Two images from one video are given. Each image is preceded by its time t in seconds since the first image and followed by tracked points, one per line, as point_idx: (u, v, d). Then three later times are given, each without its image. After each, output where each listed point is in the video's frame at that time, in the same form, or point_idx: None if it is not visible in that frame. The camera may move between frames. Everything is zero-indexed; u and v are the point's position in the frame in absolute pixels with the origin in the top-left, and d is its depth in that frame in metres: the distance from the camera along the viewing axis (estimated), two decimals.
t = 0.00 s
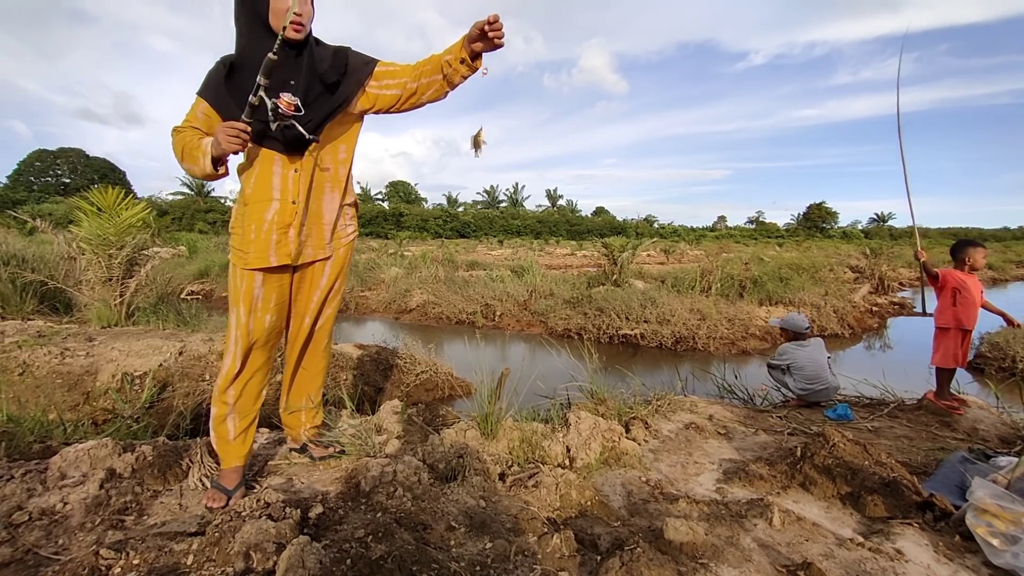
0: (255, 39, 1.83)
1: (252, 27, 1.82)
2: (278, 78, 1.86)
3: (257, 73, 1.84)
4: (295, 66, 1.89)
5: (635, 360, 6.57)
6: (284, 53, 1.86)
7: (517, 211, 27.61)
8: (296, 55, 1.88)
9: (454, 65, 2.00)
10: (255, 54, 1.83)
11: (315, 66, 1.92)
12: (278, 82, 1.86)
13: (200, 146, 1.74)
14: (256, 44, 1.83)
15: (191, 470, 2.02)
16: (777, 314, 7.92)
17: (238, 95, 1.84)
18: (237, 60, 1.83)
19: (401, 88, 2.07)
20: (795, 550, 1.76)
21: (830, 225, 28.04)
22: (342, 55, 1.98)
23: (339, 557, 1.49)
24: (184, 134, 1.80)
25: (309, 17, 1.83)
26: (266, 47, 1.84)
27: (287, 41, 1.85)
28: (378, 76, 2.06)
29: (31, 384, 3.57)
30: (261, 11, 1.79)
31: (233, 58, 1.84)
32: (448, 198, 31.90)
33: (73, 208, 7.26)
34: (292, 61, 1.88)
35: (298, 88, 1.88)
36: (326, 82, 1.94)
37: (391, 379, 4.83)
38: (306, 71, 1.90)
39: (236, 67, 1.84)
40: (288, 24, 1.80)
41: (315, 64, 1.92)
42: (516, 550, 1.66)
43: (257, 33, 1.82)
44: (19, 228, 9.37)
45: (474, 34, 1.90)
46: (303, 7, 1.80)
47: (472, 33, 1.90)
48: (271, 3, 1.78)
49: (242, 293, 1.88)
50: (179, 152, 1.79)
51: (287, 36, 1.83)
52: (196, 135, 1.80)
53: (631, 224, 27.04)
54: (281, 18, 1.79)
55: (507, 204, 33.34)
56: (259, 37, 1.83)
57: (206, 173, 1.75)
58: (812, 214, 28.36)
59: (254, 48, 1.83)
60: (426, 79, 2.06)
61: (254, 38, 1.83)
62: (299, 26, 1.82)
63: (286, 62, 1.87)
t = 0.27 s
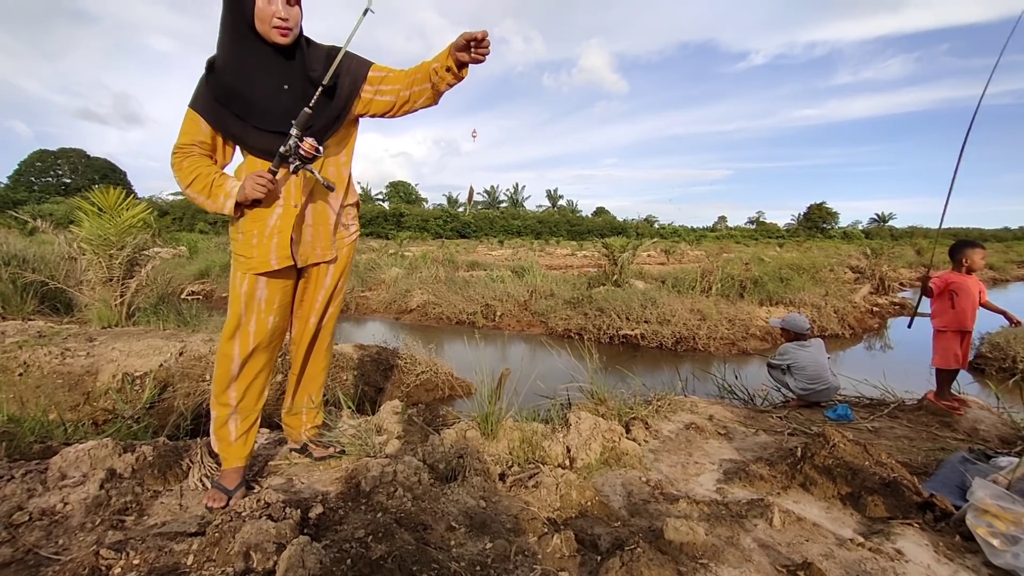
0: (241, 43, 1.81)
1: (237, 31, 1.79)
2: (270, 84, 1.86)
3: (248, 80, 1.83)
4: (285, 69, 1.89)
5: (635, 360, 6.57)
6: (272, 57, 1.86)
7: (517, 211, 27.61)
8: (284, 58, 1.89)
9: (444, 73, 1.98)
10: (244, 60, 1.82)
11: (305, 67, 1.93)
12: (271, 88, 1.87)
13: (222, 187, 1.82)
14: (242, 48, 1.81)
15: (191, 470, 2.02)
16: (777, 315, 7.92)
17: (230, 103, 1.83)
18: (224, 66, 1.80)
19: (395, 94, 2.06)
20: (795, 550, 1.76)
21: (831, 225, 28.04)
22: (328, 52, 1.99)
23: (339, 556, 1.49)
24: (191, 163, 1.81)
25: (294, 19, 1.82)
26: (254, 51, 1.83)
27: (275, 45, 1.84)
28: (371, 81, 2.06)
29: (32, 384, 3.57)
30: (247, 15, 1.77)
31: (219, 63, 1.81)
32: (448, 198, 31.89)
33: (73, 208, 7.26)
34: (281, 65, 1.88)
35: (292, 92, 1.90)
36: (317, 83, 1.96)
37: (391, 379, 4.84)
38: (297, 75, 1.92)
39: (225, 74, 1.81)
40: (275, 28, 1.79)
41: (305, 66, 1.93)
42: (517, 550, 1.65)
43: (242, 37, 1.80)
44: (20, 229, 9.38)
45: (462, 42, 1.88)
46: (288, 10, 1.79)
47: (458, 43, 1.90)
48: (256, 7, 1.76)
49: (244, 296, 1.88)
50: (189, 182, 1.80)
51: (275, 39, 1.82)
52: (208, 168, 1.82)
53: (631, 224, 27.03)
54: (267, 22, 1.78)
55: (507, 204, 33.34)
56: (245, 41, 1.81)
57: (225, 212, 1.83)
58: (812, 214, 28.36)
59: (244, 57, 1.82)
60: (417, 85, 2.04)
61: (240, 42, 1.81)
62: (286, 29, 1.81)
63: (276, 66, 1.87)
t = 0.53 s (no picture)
0: (233, 44, 1.81)
1: (229, 31, 1.80)
2: (264, 84, 1.85)
3: (241, 80, 1.82)
4: (278, 70, 1.89)
5: (635, 360, 6.57)
6: (265, 57, 1.86)
7: (517, 211, 27.59)
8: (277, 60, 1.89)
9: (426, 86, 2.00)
10: (236, 60, 1.81)
11: (297, 69, 1.94)
12: (263, 88, 1.86)
13: (235, 199, 1.81)
14: (234, 49, 1.81)
15: (192, 470, 2.02)
16: (777, 315, 7.91)
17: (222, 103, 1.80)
18: (215, 65, 1.79)
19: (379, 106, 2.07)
20: (796, 550, 1.76)
21: (831, 225, 28.04)
22: (320, 52, 2.00)
23: (339, 556, 1.49)
24: (201, 176, 1.81)
25: (288, 20, 1.83)
26: (246, 51, 1.83)
27: (268, 46, 1.85)
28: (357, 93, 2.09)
29: (32, 384, 3.57)
30: (240, 16, 1.78)
31: (211, 64, 1.80)
32: (448, 198, 31.87)
33: (73, 208, 7.26)
34: (274, 66, 1.88)
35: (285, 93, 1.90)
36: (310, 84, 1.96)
37: (391, 379, 4.84)
38: (290, 76, 1.92)
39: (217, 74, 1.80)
40: (270, 29, 1.80)
41: (298, 68, 1.94)
42: (517, 550, 1.65)
43: (235, 38, 1.81)
44: (20, 228, 9.38)
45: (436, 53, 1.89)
46: (281, 11, 1.80)
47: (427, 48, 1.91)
48: (249, 8, 1.78)
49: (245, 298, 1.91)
50: (201, 195, 1.81)
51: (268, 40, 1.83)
52: (218, 179, 1.82)
53: (631, 224, 27.02)
54: (261, 24, 1.79)
55: (507, 204, 33.32)
56: (237, 42, 1.81)
57: (239, 225, 1.81)
58: (812, 214, 28.36)
59: (236, 58, 1.82)
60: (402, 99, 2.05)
61: (233, 43, 1.81)
62: (280, 30, 1.82)
63: (268, 66, 1.87)
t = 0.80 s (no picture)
0: (231, 39, 1.79)
1: (226, 26, 1.79)
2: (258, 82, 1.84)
3: (235, 73, 1.79)
4: (273, 68, 1.88)
5: (635, 360, 6.57)
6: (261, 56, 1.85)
7: (517, 211, 27.59)
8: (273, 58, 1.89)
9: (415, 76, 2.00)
10: (231, 55, 1.79)
11: (293, 68, 1.93)
12: (257, 85, 1.84)
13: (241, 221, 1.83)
14: (231, 44, 1.79)
15: (192, 470, 2.02)
16: (777, 315, 7.91)
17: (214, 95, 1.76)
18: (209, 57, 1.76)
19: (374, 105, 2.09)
20: (796, 550, 1.76)
21: (831, 225, 28.04)
22: (320, 54, 2.01)
23: (339, 556, 1.49)
24: (208, 187, 1.82)
25: (288, 18, 1.83)
26: (243, 48, 1.82)
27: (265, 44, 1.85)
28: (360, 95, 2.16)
29: (32, 384, 3.57)
30: (240, 12, 1.78)
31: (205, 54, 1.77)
32: (448, 198, 31.87)
33: (74, 208, 7.26)
34: (270, 64, 1.87)
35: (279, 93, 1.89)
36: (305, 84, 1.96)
37: (391, 379, 4.84)
38: (285, 75, 1.91)
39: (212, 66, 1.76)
40: (268, 27, 1.80)
41: (294, 67, 1.93)
42: (517, 550, 1.65)
43: (232, 32, 1.79)
44: (20, 228, 9.37)
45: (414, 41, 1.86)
46: (282, 9, 1.80)
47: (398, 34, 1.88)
48: (249, 5, 1.78)
49: (241, 298, 1.89)
50: (208, 205, 1.81)
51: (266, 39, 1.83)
52: (226, 197, 1.84)
53: (631, 224, 27.02)
54: (260, 21, 1.79)
55: (507, 204, 33.31)
56: (235, 37, 1.80)
57: (241, 245, 1.85)
58: (812, 214, 28.37)
59: (232, 52, 1.79)
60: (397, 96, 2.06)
61: (229, 37, 1.79)
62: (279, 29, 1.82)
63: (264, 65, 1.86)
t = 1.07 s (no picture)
0: (233, 39, 1.77)
1: (228, 25, 1.76)
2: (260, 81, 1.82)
3: (237, 75, 1.78)
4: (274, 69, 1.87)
5: (635, 360, 6.57)
6: (262, 54, 1.83)
7: (517, 211, 27.59)
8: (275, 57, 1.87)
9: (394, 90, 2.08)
10: (232, 55, 1.77)
11: (293, 69, 1.92)
12: (259, 85, 1.82)
13: (249, 223, 1.80)
14: (233, 43, 1.77)
15: (192, 470, 2.02)
16: (777, 315, 7.91)
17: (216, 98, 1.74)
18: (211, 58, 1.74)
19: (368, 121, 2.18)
20: (796, 550, 1.77)
21: (831, 225, 28.05)
22: (320, 56, 2.01)
23: (339, 556, 1.49)
24: (219, 186, 1.80)
25: (289, 16, 1.81)
26: (245, 47, 1.79)
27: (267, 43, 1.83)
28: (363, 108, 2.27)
29: (32, 384, 3.57)
30: (242, 11, 1.76)
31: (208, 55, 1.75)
32: (448, 198, 31.86)
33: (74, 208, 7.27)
34: (272, 64, 1.86)
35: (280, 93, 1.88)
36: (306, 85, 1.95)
37: (391, 379, 4.84)
38: (287, 75, 1.90)
39: (214, 67, 1.74)
40: (271, 26, 1.78)
41: (295, 68, 1.92)
42: (517, 551, 1.65)
43: (234, 31, 1.77)
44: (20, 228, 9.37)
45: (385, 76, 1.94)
46: (284, 9, 1.78)
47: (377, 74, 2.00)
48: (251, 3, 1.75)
49: (240, 299, 1.88)
50: (219, 204, 1.80)
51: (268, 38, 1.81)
52: (235, 198, 1.81)
53: (631, 224, 27.03)
54: (262, 20, 1.76)
55: (507, 204, 33.31)
56: (237, 36, 1.78)
57: (247, 250, 1.82)
58: (812, 214, 28.38)
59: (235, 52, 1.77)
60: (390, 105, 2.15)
61: (230, 37, 1.77)
62: (282, 29, 1.80)
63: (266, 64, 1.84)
